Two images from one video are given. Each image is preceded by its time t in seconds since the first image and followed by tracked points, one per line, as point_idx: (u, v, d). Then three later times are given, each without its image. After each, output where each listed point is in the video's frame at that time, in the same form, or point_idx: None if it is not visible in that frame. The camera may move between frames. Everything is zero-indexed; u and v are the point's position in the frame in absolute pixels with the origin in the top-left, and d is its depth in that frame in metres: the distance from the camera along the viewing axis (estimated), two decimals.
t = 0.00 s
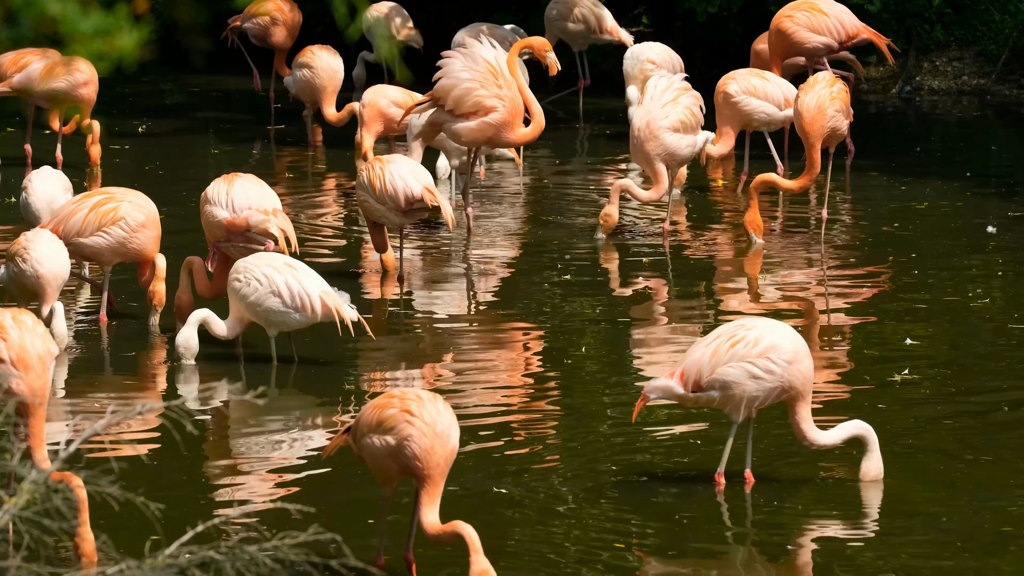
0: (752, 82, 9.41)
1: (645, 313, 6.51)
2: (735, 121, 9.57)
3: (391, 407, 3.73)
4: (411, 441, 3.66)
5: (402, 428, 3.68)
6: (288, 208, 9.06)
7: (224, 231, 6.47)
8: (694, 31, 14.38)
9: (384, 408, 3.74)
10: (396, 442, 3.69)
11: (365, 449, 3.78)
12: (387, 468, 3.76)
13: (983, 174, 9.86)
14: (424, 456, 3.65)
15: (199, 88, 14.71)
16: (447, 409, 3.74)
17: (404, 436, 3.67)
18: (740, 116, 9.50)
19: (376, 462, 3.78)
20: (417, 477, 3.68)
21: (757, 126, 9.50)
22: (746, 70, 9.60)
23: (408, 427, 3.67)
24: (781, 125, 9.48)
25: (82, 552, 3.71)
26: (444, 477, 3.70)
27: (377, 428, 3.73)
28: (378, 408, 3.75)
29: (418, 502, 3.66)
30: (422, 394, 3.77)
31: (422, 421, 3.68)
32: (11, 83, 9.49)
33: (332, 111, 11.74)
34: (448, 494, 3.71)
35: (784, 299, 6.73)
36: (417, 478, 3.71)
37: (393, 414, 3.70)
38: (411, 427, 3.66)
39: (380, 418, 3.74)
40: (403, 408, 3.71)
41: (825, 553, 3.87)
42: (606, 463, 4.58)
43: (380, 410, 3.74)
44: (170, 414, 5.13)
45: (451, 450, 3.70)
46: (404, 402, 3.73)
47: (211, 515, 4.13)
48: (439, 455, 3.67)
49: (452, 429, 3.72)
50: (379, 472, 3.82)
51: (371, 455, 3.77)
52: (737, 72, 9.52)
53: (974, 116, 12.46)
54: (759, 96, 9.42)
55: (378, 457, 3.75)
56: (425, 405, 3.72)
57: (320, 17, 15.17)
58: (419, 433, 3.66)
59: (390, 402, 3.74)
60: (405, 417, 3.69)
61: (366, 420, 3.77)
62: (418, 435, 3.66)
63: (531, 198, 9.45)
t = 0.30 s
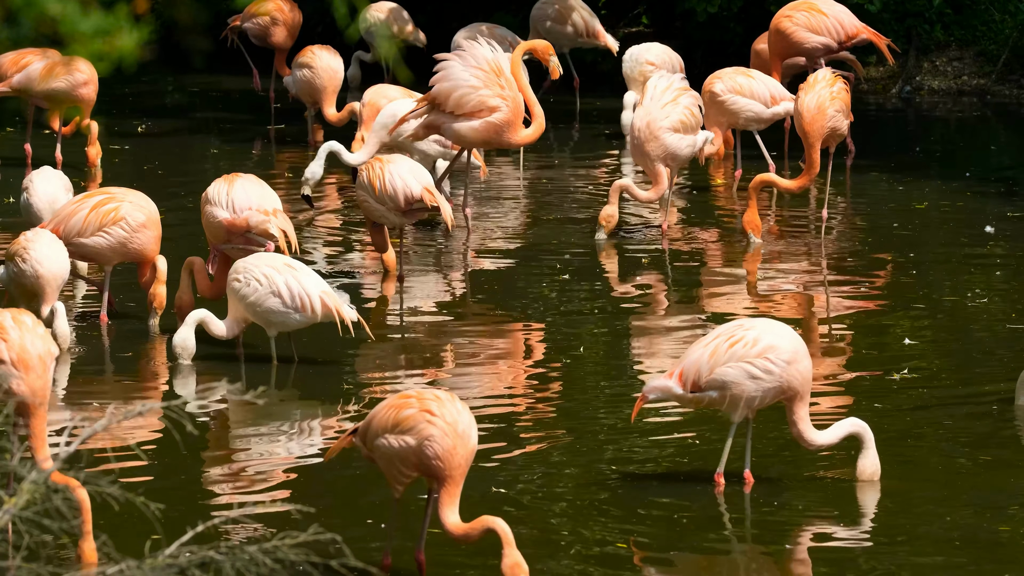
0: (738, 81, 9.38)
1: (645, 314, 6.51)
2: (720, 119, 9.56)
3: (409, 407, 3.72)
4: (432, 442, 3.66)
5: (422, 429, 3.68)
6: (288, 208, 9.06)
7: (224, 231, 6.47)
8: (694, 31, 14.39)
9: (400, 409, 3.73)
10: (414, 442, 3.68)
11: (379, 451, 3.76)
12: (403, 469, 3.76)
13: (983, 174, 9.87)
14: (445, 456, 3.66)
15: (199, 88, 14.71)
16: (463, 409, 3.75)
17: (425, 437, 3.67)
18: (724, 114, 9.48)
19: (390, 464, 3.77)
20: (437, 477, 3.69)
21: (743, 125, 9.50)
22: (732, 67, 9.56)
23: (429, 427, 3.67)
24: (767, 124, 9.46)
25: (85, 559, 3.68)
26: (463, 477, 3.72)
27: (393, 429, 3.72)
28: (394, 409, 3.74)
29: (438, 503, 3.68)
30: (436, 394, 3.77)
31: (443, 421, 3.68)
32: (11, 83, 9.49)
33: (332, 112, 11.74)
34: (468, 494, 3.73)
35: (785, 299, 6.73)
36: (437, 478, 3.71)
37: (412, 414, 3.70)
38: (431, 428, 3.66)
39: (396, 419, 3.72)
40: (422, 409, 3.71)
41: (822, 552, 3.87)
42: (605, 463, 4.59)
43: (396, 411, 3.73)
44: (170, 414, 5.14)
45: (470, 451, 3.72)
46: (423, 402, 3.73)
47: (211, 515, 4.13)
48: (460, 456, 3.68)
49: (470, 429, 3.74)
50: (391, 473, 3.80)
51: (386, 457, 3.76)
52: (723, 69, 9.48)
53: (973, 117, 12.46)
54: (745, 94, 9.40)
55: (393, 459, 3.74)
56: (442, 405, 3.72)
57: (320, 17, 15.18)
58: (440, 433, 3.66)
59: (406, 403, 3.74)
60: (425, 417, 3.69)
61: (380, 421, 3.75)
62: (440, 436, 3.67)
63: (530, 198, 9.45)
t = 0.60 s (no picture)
0: (727, 80, 9.40)
1: (646, 314, 6.51)
2: (712, 119, 9.56)
3: (428, 409, 3.71)
4: (452, 446, 3.67)
5: (441, 432, 3.68)
6: (288, 208, 9.06)
7: (224, 231, 6.47)
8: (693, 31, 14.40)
9: (416, 412, 3.71)
10: (433, 445, 3.68)
11: (392, 453, 3.75)
12: (418, 472, 3.75)
13: (983, 174, 9.86)
14: (466, 459, 3.67)
15: (199, 88, 14.71)
16: (477, 410, 3.75)
17: (445, 440, 3.67)
18: (714, 114, 9.49)
19: (404, 466, 3.76)
20: (457, 479, 3.70)
21: (734, 124, 9.49)
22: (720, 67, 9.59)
23: (449, 430, 3.67)
24: (758, 122, 9.44)
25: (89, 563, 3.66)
26: (480, 480, 3.74)
27: (409, 432, 3.71)
28: (409, 412, 3.72)
29: (459, 505, 3.68)
30: (449, 396, 3.77)
31: (462, 424, 3.68)
32: (10, 83, 9.49)
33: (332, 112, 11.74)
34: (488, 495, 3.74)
35: (785, 299, 6.73)
36: (454, 480, 3.72)
37: (430, 417, 3.69)
38: (451, 432, 3.66)
39: (412, 422, 3.71)
40: (438, 412, 3.70)
41: (821, 552, 3.87)
42: (604, 463, 4.59)
43: (411, 414, 3.71)
44: (170, 414, 5.14)
45: (487, 453, 3.73)
46: (441, 404, 3.72)
47: (211, 515, 4.14)
48: (479, 459, 3.70)
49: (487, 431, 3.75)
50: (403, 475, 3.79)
51: (400, 459, 3.75)
52: (712, 70, 9.50)
53: (973, 117, 12.46)
54: (734, 93, 9.40)
55: (409, 461, 3.73)
56: (457, 407, 3.72)
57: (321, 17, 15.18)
58: (460, 437, 3.67)
59: (420, 406, 3.73)
60: (444, 419, 3.69)
61: (395, 424, 3.73)
62: (460, 439, 3.67)
63: (530, 198, 9.46)
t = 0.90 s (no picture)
0: (721, 80, 9.37)
1: (646, 313, 6.51)
2: (709, 118, 9.56)
3: (441, 415, 3.71)
4: (467, 452, 3.66)
5: (457, 438, 3.67)
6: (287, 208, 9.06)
7: (224, 231, 6.47)
8: (693, 31, 14.40)
9: (428, 417, 3.70)
10: (447, 452, 3.66)
11: (402, 460, 3.72)
12: (427, 478, 3.73)
13: (983, 174, 9.86)
14: (481, 465, 3.67)
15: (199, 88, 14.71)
16: (487, 414, 3.74)
17: (460, 446, 3.66)
18: (710, 114, 9.48)
19: (413, 472, 3.73)
20: (471, 486, 3.69)
21: (730, 123, 9.49)
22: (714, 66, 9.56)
23: (465, 436, 3.67)
24: (751, 121, 9.45)
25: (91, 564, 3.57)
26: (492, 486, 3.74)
27: (421, 438, 3.69)
28: (420, 417, 3.71)
29: (475, 512, 3.65)
30: (459, 401, 3.77)
31: (476, 429, 3.69)
32: (10, 83, 9.50)
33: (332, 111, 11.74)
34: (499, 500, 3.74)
35: (785, 299, 6.73)
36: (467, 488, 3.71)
37: (445, 423, 3.68)
38: (465, 438, 3.66)
39: (425, 428, 3.69)
40: (452, 418, 3.69)
41: (819, 552, 3.87)
42: (604, 462, 4.59)
43: (423, 420, 3.70)
44: (169, 414, 5.14)
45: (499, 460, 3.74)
46: (453, 410, 3.72)
47: (211, 515, 4.14)
48: (492, 465, 3.70)
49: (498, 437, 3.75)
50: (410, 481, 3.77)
51: (410, 466, 3.72)
52: (707, 69, 9.47)
53: (974, 116, 12.46)
54: (728, 93, 9.38)
55: (419, 468, 3.71)
56: (469, 412, 3.72)
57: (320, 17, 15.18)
58: (475, 443, 3.67)
59: (432, 412, 3.72)
60: (459, 425, 3.68)
61: (405, 430, 3.71)
62: (476, 445, 3.67)
63: (530, 198, 9.46)
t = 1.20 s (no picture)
0: (718, 80, 9.38)
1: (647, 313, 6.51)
2: (707, 118, 9.56)
3: (449, 416, 3.70)
4: (477, 452, 3.66)
5: (466, 438, 3.66)
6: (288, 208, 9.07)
7: (225, 231, 6.46)
8: (693, 31, 14.40)
9: (436, 418, 3.70)
10: (457, 452, 3.66)
11: (409, 461, 3.70)
12: (435, 480, 3.72)
13: (983, 174, 9.86)
14: (492, 465, 3.67)
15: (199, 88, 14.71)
16: (493, 413, 3.74)
17: (470, 447, 3.66)
18: (707, 114, 9.48)
19: (420, 474, 3.72)
20: (481, 486, 3.68)
21: (727, 123, 9.50)
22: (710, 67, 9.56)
23: (474, 436, 3.66)
24: (749, 121, 9.44)
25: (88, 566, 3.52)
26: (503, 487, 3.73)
27: (430, 439, 3.68)
28: (428, 418, 3.70)
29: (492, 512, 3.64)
30: (465, 401, 3.77)
31: (485, 429, 3.68)
32: (10, 83, 9.50)
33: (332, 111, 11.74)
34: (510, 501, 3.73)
35: (785, 298, 6.73)
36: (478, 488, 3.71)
37: (454, 423, 3.68)
38: (476, 438, 3.66)
39: (433, 428, 3.69)
40: (460, 418, 3.69)
41: (817, 552, 3.87)
42: (605, 462, 4.59)
43: (431, 420, 3.69)
44: (169, 414, 5.15)
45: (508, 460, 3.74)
46: (462, 410, 3.72)
47: (211, 515, 4.14)
48: (502, 465, 3.70)
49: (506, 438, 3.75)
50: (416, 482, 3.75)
51: (417, 467, 3.70)
52: (703, 70, 9.48)
53: (974, 117, 12.46)
54: (725, 93, 9.38)
55: (428, 469, 3.69)
56: (476, 413, 3.72)
57: (321, 18, 15.18)
58: (485, 443, 3.67)
59: (439, 412, 3.71)
60: (468, 425, 3.68)
61: (413, 431, 3.69)
62: (486, 444, 3.67)
63: (530, 198, 9.45)
